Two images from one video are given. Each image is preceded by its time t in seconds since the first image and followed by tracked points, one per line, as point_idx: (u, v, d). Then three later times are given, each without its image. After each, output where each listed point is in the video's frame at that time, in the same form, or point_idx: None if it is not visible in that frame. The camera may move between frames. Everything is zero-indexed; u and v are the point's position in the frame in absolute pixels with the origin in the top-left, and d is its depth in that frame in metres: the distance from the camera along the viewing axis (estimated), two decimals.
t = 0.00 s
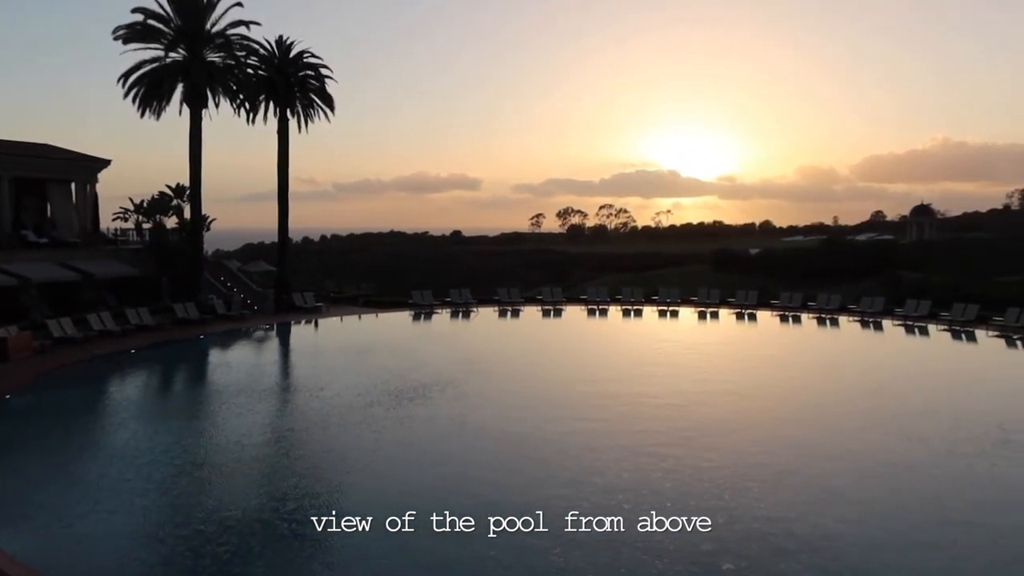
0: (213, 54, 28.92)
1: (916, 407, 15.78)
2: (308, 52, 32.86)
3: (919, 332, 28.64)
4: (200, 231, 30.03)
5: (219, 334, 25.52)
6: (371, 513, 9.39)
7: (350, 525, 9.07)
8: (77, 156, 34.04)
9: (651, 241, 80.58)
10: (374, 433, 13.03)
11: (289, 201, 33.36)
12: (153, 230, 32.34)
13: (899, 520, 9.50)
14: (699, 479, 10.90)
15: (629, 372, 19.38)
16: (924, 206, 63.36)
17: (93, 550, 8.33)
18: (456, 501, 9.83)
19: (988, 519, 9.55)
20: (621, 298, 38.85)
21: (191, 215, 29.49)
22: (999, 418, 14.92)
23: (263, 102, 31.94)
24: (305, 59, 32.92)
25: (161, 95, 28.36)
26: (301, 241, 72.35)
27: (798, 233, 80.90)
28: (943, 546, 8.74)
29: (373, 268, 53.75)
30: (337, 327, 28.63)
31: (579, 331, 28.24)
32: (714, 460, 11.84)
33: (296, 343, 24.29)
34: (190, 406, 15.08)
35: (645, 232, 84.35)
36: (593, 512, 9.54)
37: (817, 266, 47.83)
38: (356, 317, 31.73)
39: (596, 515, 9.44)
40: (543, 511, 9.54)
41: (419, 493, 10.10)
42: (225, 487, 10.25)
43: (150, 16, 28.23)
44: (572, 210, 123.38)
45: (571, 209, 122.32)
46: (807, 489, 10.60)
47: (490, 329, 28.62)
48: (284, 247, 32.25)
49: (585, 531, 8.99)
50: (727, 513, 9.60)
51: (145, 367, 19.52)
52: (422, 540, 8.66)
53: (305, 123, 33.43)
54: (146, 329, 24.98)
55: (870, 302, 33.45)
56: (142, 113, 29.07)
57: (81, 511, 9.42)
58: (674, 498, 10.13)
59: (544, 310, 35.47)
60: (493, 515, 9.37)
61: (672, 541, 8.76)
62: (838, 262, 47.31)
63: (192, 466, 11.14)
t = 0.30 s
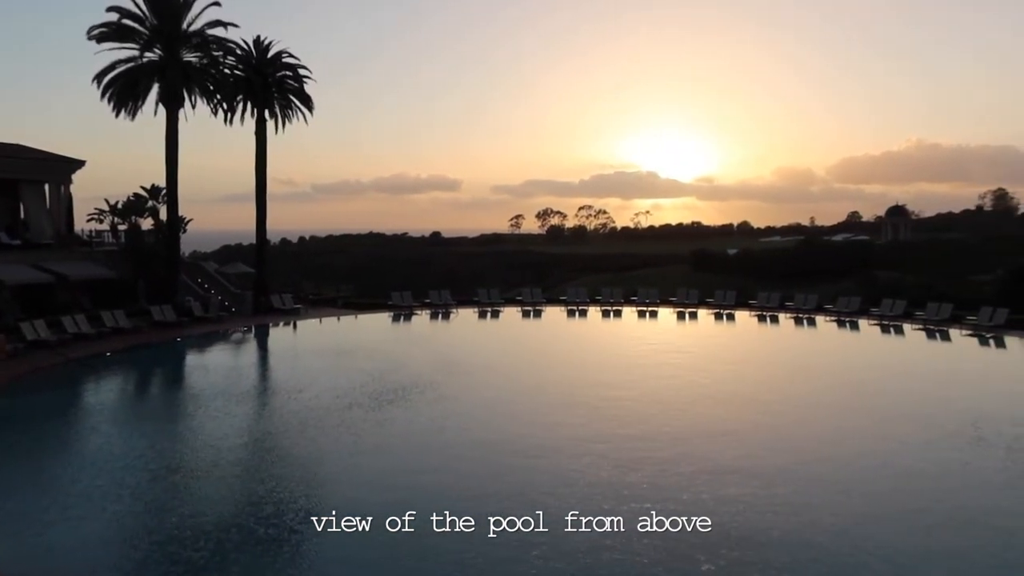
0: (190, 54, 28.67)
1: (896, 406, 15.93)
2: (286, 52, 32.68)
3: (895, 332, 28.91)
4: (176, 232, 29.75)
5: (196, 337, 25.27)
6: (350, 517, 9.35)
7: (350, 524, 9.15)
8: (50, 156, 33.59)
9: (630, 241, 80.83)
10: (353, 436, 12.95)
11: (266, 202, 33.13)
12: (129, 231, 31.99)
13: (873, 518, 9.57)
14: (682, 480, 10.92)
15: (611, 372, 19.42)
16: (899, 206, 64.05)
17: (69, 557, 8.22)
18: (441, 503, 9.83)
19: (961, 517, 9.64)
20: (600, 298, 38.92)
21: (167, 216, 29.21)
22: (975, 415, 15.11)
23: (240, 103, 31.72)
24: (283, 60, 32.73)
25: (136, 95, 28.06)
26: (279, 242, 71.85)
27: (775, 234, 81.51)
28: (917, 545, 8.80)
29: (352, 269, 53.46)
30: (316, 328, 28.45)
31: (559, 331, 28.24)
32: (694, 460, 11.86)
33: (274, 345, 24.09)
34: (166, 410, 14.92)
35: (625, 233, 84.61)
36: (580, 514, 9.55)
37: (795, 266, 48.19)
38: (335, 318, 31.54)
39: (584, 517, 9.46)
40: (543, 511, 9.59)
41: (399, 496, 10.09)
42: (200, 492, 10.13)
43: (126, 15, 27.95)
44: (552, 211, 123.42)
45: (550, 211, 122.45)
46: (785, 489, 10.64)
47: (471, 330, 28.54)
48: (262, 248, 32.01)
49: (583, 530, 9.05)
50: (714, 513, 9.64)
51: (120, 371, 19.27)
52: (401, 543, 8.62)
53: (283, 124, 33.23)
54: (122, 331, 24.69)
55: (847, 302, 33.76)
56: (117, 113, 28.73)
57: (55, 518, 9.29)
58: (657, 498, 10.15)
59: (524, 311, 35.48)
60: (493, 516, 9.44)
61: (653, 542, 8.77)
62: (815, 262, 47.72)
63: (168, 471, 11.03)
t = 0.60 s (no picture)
0: (164, 54, 28.38)
1: (872, 405, 16.12)
2: (262, 53, 32.44)
3: (869, 332, 29.27)
4: (150, 234, 29.42)
5: (171, 340, 24.99)
6: (328, 521, 9.28)
7: (350, 525, 9.21)
8: (20, 157, 33.07)
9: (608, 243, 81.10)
10: (329, 440, 12.88)
11: (242, 204, 32.85)
12: (101, 233, 31.59)
13: (850, 517, 9.64)
14: (660, 481, 10.95)
15: (589, 374, 19.47)
16: (872, 208, 64.83)
17: (41, 565, 8.08)
18: (420, 506, 9.79)
19: (936, 515, 9.74)
20: (578, 300, 38.99)
21: (140, 218, 28.87)
22: (947, 415, 15.31)
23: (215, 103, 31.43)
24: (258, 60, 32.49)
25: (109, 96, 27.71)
26: (255, 244, 71.28)
27: (751, 236, 82.21)
28: (892, 543, 8.88)
29: (329, 271, 53.19)
30: (293, 331, 28.27)
31: (538, 334, 28.28)
32: (672, 461, 11.90)
33: (251, 348, 23.88)
34: (141, 415, 14.73)
35: (602, 235, 84.88)
36: (558, 516, 9.54)
37: (771, 267, 48.57)
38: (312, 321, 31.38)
39: (564, 518, 9.46)
40: (543, 511, 9.67)
41: (379, 499, 10.04)
42: (174, 498, 10.00)
43: (98, 15, 27.60)
44: (529, 214, 123.58)
45: (527, 213, 122.65)
46: (762, 489, 10.70)
47: (449, 332, 28.48)
48: (238, 250, 31.75)
49: (566, 532, 9.06)
50: (694, 514, 9.67)
51: (94, 375, 19.00)
52: (378, 548, 8.56)
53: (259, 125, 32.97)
54: (94, 335, 24.37)
55: (822, 304, 34.09)
56: (89, 114, 28.36)
57: (25, 525, 9.12)
58: (637, 499, 10.17)
59: (502, 313, 35.49)
60: (493, 516, 9.51)
61: (631, 543, 8.78)
62: (791, 264, 48.12)
63: (141, 477, 10.88)
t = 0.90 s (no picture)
0: (136, 54, 28.07)
1: (848, 404, 16.26)
2: (236, 52, 32.18)
3: (842, 331, 29.58)
4: (122, 235, 29.07)
5: (144, 344, 24.67)
6: (303, 526, 9.19)
7: (335, 528, 9.17)
8: None
9: (585, 244, 81.33)
10: (305, 443, 12.77)
11: (216, 205, 32.56)
12: (72, 235, 31.17)
13: (824, 517, 9.68)
14: (636, 482, 10.95)
15: (565, 375, 19.51)
16: (846, 209, 65.52)
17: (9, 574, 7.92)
18: (395, 510, 9.72)
19: (907, 513, 9.80)
20: (556, 301, 38.99)
21: (112, 220, 28.52)
22: (919, 413, 15.48)
23: (189, 104, 31.14)
24: (233, 60, 32.23)
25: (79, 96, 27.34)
26: (230, 245, 70.69)
27: (726, 237, 82.75)
28: (870, 542, 8.94)
29: (305, 273, 52.90)
30: (268, 333, 28.04)
31: (515, 335, 28.27)
32: (647, 462, 11.90)
33: (225, 351, 23.64)
34: (113, 419, 14.52)
35: (579, 236, 85.10)
36: (533, 518, 9.51)
37: (745, 268, 48.93)
38: (288, 323, 31.13)
39: (540, 521, 9.43)
40: (527, 514, 9.65)
41: (357, 503, 9.96)
42: (147, 504, 9.87)
43: (68, 14, 27.24)
44: (506, 214, 123.68)
45: (504, 214, 122.80)
46: (737, 489, 10.73)
47: (426, 334, 28.41)
48: (212, 252, 31.46)
49: (544, 534, 9.03)
50: (670, 515, 9.68)
51: (65, 379, 18.71)
52: (359, 553, 8.50)
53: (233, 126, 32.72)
54: (65, 339, 24.02)
55: (796, 303, 34.38)
56: (59, 114, 27.96)
57: None
58: (612, 501, 10.16)
59: (479, 314, 35.47)
60: (478, 519, 9.48)
61: (606, 545, 8.75)
62: (765, 264, 48.49)
63: (114, 483, 10.73)
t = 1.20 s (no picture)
0: (102, 52, 27.64)
1: (816, 403, 16.45)
2: (204, 52, 31.84)
3: (810, 331, 29.96)
4: (88, 236, 28.60)
5: (110, 347, 24.28)
6: (271, 532, 9.09)
7: (309, 533, 9.09)
8: None
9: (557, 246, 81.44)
10: (274, 447, 12.63)
11: (184, 206, 32.16)
12: (36, 236, 30.61)
13: (792, 516, 9.75)
14: (607, 483, 10.97)
15: (538, 377, 19.51)
16: (814, 211, 66.34)
17: None
18: (365, 514, 9.66)
19: (874, 512, 9.92)
20: (528, 302, 39.00)
21: (78, 221, 28.05)
22: (886, 411, 15.69)
23: (156, 103, 30.74)
24: (201, 60, 31.88)
25: (43, 95, 26.86)
26: (198, 247, 69.88)
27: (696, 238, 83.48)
28: (841, 539, 9.05)
29: (275, 275, 52.45)
30: (238, 336, 27.74)
31: (487, 336, 28.25)
32: (618, 464, 11.92)
33: (194, 354, 23.34)
34: (78, 425, 14.25)
35: (551, 238, 85.22)
36: (504, 521, 9.47)
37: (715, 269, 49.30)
38: (258, 326, 30.82)
39: (511, 524, 9.40)
40: (501, 516, 9.65)
41: (330, 507, 9.89)
42: (113, 511, 9.71)
43: (31, 11, 26.75)
44: (478, 216, 123.67)
45: (476, 216, 122.82)
46: (708, 489, 10.79)
47: (398, 336, 28.30)
48: (180, 254, 31.05)
49: (515, 538, 8.99)
50: (640, 516, 9.70)
51: (28, 384, 18.36)
52: (332, 557, 8.43)
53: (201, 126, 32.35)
54: (29, 342, 23.56)
55: (765, 304, 34.71)
56: (23, 113, 27.45)
57: None
58: (584, 503, 10.15)
59: (451, 316, 35.39)
60: (452, 521, 9.45)
61: (577, 548, 8.73)
62: (735, 265, 48.90)
63: (78, 490, 10.53)
